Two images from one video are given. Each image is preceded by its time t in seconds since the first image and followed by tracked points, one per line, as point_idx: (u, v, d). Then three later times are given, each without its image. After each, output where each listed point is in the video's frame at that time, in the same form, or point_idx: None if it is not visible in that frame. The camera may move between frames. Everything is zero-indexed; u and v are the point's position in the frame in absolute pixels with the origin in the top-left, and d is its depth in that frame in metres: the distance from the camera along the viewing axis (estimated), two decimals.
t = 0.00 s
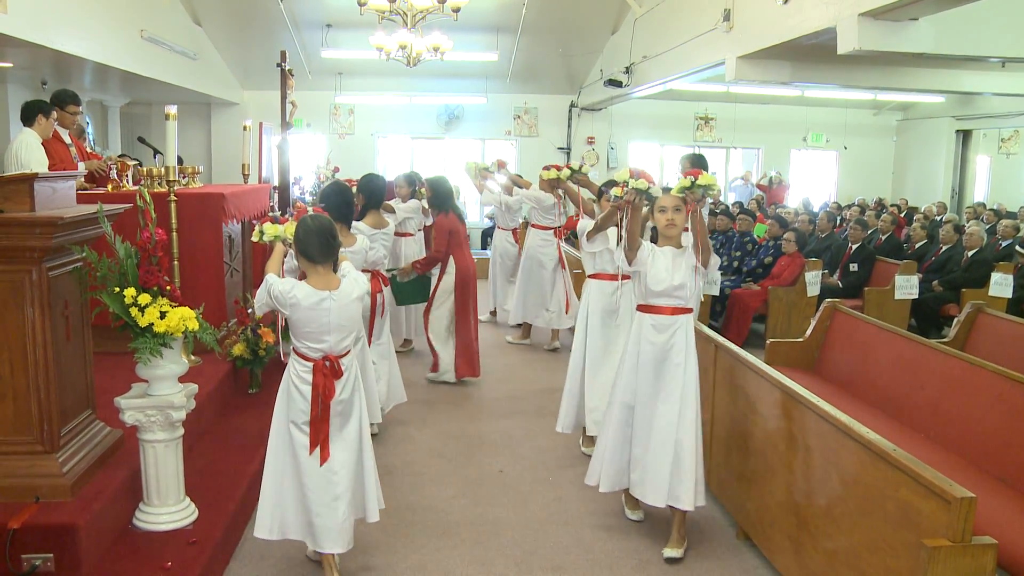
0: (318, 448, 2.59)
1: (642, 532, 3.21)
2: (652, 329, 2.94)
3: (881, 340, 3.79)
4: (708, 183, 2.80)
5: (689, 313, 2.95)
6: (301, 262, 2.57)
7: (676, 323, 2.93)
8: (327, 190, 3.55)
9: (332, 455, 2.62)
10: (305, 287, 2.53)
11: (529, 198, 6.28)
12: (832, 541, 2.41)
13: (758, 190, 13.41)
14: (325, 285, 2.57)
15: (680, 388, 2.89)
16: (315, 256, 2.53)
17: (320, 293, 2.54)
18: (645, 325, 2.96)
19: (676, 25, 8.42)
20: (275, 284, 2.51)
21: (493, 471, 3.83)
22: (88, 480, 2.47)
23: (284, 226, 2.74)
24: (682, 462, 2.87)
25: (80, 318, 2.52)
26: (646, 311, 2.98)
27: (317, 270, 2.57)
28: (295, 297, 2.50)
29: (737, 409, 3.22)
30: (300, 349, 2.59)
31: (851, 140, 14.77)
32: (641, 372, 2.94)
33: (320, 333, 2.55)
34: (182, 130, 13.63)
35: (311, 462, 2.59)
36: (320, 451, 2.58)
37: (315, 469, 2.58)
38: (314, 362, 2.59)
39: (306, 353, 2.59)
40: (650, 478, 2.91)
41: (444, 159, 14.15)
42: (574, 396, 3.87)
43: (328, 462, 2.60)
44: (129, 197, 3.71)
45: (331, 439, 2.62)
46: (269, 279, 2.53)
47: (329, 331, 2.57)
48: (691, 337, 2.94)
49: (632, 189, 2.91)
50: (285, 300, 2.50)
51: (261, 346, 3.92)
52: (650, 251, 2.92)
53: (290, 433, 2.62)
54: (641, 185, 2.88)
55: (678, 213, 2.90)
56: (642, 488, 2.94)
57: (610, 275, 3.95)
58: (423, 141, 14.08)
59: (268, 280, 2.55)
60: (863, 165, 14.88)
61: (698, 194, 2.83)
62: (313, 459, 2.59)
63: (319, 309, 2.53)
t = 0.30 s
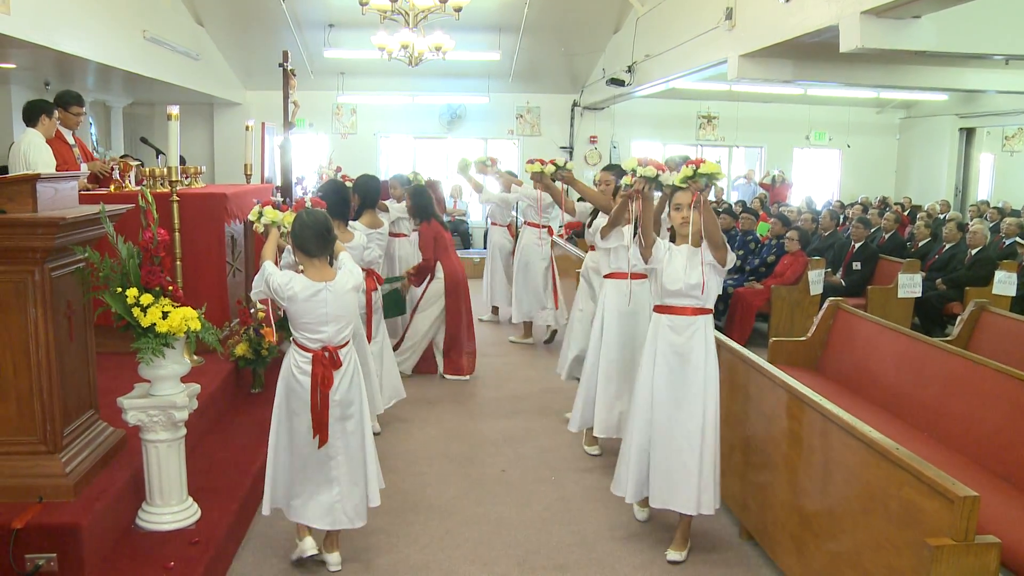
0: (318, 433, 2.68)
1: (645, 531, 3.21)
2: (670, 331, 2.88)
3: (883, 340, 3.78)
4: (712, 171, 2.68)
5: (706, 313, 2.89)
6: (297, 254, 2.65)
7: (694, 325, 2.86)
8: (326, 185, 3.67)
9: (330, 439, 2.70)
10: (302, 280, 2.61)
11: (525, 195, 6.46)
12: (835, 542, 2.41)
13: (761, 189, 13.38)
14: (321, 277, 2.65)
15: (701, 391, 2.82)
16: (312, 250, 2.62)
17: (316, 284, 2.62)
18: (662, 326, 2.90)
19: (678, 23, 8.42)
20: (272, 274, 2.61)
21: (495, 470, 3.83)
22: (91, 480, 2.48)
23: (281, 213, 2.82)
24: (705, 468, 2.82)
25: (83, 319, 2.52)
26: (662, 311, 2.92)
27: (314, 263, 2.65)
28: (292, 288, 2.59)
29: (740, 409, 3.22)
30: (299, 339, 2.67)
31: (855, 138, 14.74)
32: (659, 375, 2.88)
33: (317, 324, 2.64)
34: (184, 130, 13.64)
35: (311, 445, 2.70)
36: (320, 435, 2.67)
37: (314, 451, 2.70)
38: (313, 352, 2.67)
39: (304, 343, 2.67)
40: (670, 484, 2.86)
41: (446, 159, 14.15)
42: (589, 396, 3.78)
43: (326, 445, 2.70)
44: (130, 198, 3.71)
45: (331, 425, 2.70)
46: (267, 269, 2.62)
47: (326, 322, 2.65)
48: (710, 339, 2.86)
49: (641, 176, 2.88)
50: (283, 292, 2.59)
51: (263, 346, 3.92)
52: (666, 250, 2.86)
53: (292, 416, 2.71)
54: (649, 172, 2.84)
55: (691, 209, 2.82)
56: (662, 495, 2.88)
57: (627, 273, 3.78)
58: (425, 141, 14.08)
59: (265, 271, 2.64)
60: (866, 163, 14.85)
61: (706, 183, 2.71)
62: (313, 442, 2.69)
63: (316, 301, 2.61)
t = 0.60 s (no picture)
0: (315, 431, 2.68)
1: (649, 530, 3.20)
2: (676, 333, 2.84)
3: (888, 339, 3.77)
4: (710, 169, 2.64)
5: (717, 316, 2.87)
6: (291, 254, 2.65)
7: (701, 330, 2.83)
8: (322, 185, 3.68)
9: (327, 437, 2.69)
10: (293, 279, 2.64)
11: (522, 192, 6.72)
12: (840, 542, 2.40)
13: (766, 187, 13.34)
14: (313, 277, 2.66)
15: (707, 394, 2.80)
16: (304, 250, 2.61)
17: (307, 283, 2.63)
18: (669, 328, 2.87)
19: (682, 22, 8.40)
20: (266, 273, 2.64)
21: (498, 469, 3.83)
22: (95, 480, 2.48)
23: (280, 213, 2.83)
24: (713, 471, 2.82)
25: (87, 318, 2.53)
26: (671, 313, 2.89)
27: (307, 263, 2.65)
28: (285, 287, 2.62)
29: (744, 407, 3.22)
30: (292, 337, 2.70)
31: (859, 136, 14.70)
32: (663, 377, 2.81)
33: (308, 322, 2.66)
34: (188, 131, 13.66)
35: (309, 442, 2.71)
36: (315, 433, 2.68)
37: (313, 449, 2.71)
38: (305, 350, 2.69)
39: (297, 341, 2.69)
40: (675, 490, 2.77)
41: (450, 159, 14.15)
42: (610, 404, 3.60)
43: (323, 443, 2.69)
44: (134, 198, 3.72)
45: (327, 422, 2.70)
46: (262, 268, 2.66)
47: (317, 320, 2.67)
48: (716, 345, 2.84)
49: (637, 173, 2.82)
50: (275, 290, 2.62)
51: (268, 346, 3.92)
52: (676, 251, 2.86)
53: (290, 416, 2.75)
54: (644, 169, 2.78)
55: (693, 207, 2.82)
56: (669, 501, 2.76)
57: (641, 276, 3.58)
58: (429, 140, 14.08)
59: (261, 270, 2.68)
60: (871, 161, 14.81)
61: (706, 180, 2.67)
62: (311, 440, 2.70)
63: (307, 299, 2.63)
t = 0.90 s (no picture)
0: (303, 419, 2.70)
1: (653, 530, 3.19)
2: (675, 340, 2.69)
3: (894, 337, 3.75)
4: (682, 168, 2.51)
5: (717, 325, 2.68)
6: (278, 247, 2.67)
7: (699, 337, 2.66)
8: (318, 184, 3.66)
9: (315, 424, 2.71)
10: (280, 272, 2.65)
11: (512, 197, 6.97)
12: (846, 542, 2.39)
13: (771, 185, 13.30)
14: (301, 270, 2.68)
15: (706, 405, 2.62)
16: (290, 244, 2.63)
17: (294, 276, 2.65)
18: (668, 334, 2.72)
19: (687, 20, 8.39)
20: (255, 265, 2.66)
21: (503, 469, 3.82)
22: (102, 480, 2.49)
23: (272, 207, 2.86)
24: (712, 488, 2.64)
25: (92, 318, 2.54)
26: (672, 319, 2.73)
27: (294, 256, 2.67)
28: (272, 279, 2.63)
29: (750, 407, 3.21)
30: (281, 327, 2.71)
31: (865, 134, 14.65)
32: (659, 384, 2.67)
33: (296, 314, 2.67)
34: (193, 131, 13.69)
35: (297, 431, 2.72)
36: (304, 421, 2.70)
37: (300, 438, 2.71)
38: (294, 340, 2.70)
39: (286, 331, 2.71)
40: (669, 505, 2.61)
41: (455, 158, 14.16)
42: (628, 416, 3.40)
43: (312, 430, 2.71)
44: (138, 198, 3.73)
45: (315, 410, 2.71)
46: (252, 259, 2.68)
47: (304, 312, 2.68)
48: (716, 353, 2.66)
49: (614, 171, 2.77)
50: (262, 281, 2.64)
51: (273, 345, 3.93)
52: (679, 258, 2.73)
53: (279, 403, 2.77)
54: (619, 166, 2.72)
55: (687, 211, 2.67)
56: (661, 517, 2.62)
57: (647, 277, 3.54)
58: (435, 140, 14.09)
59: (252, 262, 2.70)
60: (877, 159, 14.76)
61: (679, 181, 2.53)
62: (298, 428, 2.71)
63: (292, 292, 2.64)
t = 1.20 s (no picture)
0: (298, 411, 2.71)
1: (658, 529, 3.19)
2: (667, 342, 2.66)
3: (900, 336, 3.75)
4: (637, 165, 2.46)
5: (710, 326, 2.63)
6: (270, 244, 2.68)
7: (688, 336, 2.62)
8: (316, 183, 3.64)
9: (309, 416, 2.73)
10: (273, 270, 2.67)
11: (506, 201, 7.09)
12: (850, 541, 2.39)
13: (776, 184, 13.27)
14: (294, 267, 2.69)
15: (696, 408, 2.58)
16: (281, 241, 2.64)
17: (286, 273, 2.66)
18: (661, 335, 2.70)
19: (691, 19, 8.38)
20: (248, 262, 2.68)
21: (508, 468, 3.82)
22: (108, 479, 2.50)
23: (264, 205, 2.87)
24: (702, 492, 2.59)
25: (98, 317, 2.55)
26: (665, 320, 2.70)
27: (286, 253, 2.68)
28: (265, 277, 2.65)
29: (755, 406, 3.20)
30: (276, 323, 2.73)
31: (869, 133, 14.62)
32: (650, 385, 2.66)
33: (290, 309, 2.70)
34: (198, 131, 13.73)
35: (292, 423, 2.73)
36: (299, 413, 2.71)
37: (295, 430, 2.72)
38: (289, 335, 2.72)
39: (280, 326, 2.73)
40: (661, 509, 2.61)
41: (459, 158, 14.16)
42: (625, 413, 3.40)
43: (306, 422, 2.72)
44: (142, 198, 3.73)
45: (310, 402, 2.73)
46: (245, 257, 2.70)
47: (298, 307, 2.70)
48: (705, 354, 2.60)
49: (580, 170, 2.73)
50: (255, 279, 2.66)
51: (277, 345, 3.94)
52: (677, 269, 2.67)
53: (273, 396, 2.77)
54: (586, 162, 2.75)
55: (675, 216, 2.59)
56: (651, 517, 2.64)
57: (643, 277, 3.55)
58: (439, 139, 14.10)
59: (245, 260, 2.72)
60: (881, 158, 14.72)
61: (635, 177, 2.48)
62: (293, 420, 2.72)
63: (285, 288, 2.66)
